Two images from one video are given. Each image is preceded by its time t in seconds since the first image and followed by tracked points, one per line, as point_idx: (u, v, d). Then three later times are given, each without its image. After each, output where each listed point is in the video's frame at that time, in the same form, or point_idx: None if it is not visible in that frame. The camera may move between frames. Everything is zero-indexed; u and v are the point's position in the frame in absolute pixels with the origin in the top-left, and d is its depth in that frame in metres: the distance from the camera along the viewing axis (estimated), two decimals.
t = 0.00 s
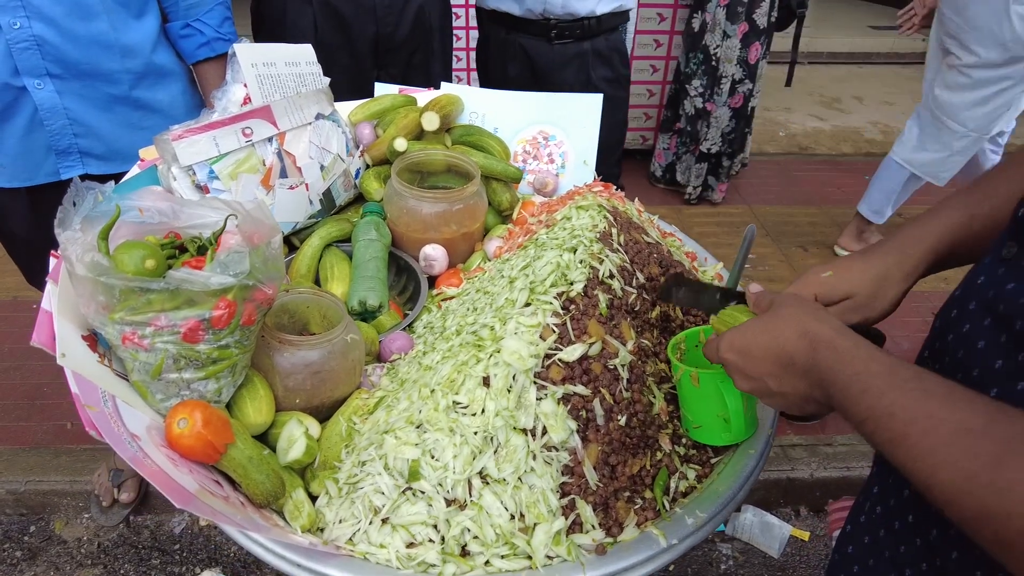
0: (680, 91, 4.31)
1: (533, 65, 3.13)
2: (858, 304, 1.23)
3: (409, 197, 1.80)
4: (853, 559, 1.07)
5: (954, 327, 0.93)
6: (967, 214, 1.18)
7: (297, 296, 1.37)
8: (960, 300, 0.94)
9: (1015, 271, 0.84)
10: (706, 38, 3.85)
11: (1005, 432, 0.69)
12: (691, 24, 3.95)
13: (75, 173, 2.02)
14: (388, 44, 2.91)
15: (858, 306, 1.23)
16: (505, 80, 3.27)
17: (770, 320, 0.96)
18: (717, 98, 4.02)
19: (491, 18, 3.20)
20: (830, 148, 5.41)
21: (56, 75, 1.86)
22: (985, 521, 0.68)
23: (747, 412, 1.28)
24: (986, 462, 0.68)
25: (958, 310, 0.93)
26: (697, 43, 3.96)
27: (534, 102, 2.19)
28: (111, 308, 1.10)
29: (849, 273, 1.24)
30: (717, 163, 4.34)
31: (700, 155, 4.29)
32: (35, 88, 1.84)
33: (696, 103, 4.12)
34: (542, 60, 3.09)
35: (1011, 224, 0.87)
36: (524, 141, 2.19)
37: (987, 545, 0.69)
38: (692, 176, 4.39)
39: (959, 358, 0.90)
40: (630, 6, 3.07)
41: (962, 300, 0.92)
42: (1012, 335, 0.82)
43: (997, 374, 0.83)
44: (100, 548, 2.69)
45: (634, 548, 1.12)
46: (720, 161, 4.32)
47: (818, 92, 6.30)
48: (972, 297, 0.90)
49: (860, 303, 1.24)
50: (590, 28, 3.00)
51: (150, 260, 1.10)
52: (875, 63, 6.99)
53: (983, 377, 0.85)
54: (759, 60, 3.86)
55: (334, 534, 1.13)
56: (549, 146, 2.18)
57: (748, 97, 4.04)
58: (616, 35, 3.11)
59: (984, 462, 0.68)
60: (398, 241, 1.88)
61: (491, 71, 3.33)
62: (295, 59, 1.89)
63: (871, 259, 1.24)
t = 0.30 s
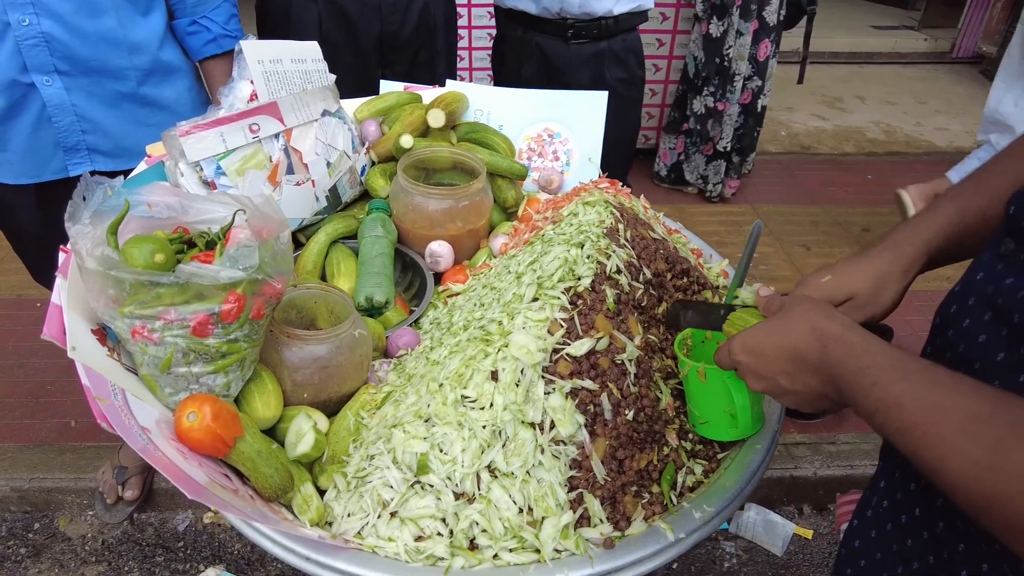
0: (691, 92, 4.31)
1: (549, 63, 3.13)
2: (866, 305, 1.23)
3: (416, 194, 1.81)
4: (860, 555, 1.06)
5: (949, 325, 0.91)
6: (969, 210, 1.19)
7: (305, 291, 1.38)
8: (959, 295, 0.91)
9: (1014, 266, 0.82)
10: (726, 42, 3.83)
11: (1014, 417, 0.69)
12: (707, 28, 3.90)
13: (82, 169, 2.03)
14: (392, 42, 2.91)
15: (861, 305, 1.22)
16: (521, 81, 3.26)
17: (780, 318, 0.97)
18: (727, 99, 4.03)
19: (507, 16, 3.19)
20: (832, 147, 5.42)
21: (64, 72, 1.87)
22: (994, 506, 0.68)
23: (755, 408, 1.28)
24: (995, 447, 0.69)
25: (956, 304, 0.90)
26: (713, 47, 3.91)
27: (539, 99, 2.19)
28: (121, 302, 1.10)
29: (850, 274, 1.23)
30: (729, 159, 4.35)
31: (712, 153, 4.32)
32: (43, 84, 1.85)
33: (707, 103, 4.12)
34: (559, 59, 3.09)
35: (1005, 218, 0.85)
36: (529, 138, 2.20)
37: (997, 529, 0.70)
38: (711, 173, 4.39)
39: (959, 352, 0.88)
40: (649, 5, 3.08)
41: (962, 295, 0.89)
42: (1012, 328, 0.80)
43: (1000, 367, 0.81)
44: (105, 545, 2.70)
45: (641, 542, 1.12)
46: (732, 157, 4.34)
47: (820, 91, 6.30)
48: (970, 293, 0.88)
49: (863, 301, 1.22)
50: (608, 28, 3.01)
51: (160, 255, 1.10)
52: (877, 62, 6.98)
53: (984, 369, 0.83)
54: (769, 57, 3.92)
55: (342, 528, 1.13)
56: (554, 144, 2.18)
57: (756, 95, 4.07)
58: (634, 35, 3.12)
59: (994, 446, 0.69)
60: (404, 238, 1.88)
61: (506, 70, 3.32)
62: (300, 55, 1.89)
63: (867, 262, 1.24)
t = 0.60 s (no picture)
0: (701, 93, 4.26)
1: (556, 62, 3.13)
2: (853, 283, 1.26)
3: (414, 193, 1.81)
4: (849, 552, 1.07)
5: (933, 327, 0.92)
6: (957, 207, 1.19)
7: (301, 289, 1.39)
8: (942, 294, 0.91)
9: (994, 262, 0.82)
10: (761, 43, 3.83)
11: (992, 408, 0.70)
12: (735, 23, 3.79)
13: (83, 167, 2.05)
14: (392, 42, 2.92)
15: (856, 279, 1.25)
16: (529, 81, 3.27)
17: (767, 315, 0.98)
18: (750, 99, 4.06)
19: (517, 16, 3.19)
20: (834, 148, 5.41)
21: (65, 70, 1.88)
22: (974, 499, 0.69)
23: (747, 406, 1.29)
24: (973, 438, 0.69)
25: (940, 303, 0.91)
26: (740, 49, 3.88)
27: (538, 99, 2.20)
28: (118, 298, 1.11)
29: (847, 249, 1.28)
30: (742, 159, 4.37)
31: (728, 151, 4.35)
32: (45, 83, 1.87)
33: (728, 103, 4.14)
34: (566, 58, 3.10)
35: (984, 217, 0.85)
36: (528, 138, 2.20)
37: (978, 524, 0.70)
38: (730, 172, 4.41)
39: (942, 349, 0.88)
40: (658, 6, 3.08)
41: (945, 294, 0.90)
42: (993, 325, 0.80)
43: (982, 363, 0.82)
44: (106, 541, 2.72)
45: (632, 539, 1.12)
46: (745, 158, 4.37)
47: (823, 92, 6.29)
48: (953, 291, 0.88)
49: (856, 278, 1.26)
50: (616, 28, 3.01)
51: (157, 251, 1.11)
52: (882, 63, 6.96)
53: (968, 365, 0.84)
54: (781, 55, 3.95)
55: (336, 523, 1.14)
56: (553, 143, 2.19)
57: (766, 91, 4.12)
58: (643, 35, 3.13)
59: (973, 440, 0.69)
60: (402, 237, 1.89)
61: (514, 70, 3.33)
62: (300, 55, 1.91)
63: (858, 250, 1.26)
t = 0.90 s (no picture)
0: (716, 101, 4.15)
1: (556, 62, 3.13)
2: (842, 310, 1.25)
3: (411, 192, 1.82)
4: (837, 552, 1.07)
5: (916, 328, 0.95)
6: (948, 208, 1.19)
7: (297, 287, 1.40)
8: (927, 294, 0.94)
9: (978, 261, 0.85)
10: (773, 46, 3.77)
11: (972, 405, 0.70)
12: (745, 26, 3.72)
13: (83, 166, 2.06)
14: (393, 42, 2.93)
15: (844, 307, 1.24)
16: (529, 81, 3.28)
17: (753, 316, 0.98)
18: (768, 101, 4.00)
19: (519, 16, 3.19)
20: (837, 149, 5.39)
21: (65, 70, 1.90)
22: (951, 493, 0.69)
23: (740, 407, 1.29)
24: (953, 436, 0.69)
25: (925, 301, 0.94)
26: (752, 52, 3.81)
27: (537, 100, 2.20)
28: (113, 295, 1.12)
29: (827, 281, 1.25)
30: (760, 159, 4.35)
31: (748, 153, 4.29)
32: (44, 82, 1.88)
33: (749, 106, 4.02)
34: (567, 59, 3.10)
35: (969, 218, 0.89)
36: (526, 138, 2.21)
37: (956, 522, 0.70)
38: (749, 173, 4.41)
39: (928, 348, 0.91)
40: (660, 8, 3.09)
41: (930, 294, 0.93)
42: (976, 323, 0.82)
43: (966, 361, 0.84)
44: (107, 537, 2.74)
45: (622, 539, 1.12)
46: (762, 159, 4.35)
47: (828, 93, 6.27)
48: (937, 291, 0.91)
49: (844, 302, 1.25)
50: (618, 28, 3.01)
51: (152, 249, 1.13)
52: (888, 64, 6.93)
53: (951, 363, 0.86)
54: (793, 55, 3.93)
55: (327, 520, 1.15)
56: (551, 144, 2.19)
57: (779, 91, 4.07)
58: (644, 36, 3.12)
59: (952, 436, 0.69)
60: (400, 237, 1.90)
61: (514, 69, 3.32)
62: (299, 55, 1.92)
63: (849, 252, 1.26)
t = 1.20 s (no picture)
0: (727, 106, 4.08)
1: (557, 63, 3.14)
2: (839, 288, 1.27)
3: (409, 192, 1.83)
4: (826, 554, 1.07)
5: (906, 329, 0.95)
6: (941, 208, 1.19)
7: (293, 286, 1.40)
8: (918, 296, 0.94)
9: (967, 264, 0.85)
10: (772, 54, 3.68)
11: (957, 401, 0.70)
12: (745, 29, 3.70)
13: (85, 164, 2.08)
14: (394, 42, 2.94)
15: (842, 283, 1.26)
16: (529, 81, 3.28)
17: (748, 308, 0.98)
18: (779, 110, 3.93)
19: (520, 16, 3.20)
20: (843, 152, 5.37)
21: (67, 69, 1.92)
22: (936, 490, 0.69)
23: (733, 408, 1.29)
24: (937, 431, 0.69)
25: (916, 303, 0.94)
26: (755, 58, 3.76)
27: (538, 101, 2.21)
28: (108, 292, 1.13)
29: (828, 255, 1.27)
30: (776, 165, 4.29)
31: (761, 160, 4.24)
32: (47, 81, 1.90)
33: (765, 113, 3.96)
34: (567, 59, 3.11)
35: (960, 220, 0.89)
36: (526, 138, 2.21)
37: (940, 518, 0.70)
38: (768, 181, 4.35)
39: (916, 350, 0.90)
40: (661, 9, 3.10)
41: (920, 296, 0.93)
42: (964, 325, 0.83)
43: (954, 363, 0.84)
44: (109, 533, 2.75)
45: (613, 539, 1.12)
46: (778, 166, 4.29)
47: (834, 95, 6.25)
48: (928, 292, 0.91)
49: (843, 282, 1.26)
50: (618, 29, 3.01)
51: (149, 247, 1.15)
52: (895, 66, 6.88)
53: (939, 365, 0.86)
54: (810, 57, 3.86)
55: (320, 517, 1.15)
56: (551, 144, 2.19)
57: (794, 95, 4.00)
58: (644, 38, 3.12)
59: (936, 433, 0.69)
60: (398, 236, 1.90)
61: (514, 69, 3.33)
62: (300, 55, 1.93)
63: (843, 254, 1.26)
